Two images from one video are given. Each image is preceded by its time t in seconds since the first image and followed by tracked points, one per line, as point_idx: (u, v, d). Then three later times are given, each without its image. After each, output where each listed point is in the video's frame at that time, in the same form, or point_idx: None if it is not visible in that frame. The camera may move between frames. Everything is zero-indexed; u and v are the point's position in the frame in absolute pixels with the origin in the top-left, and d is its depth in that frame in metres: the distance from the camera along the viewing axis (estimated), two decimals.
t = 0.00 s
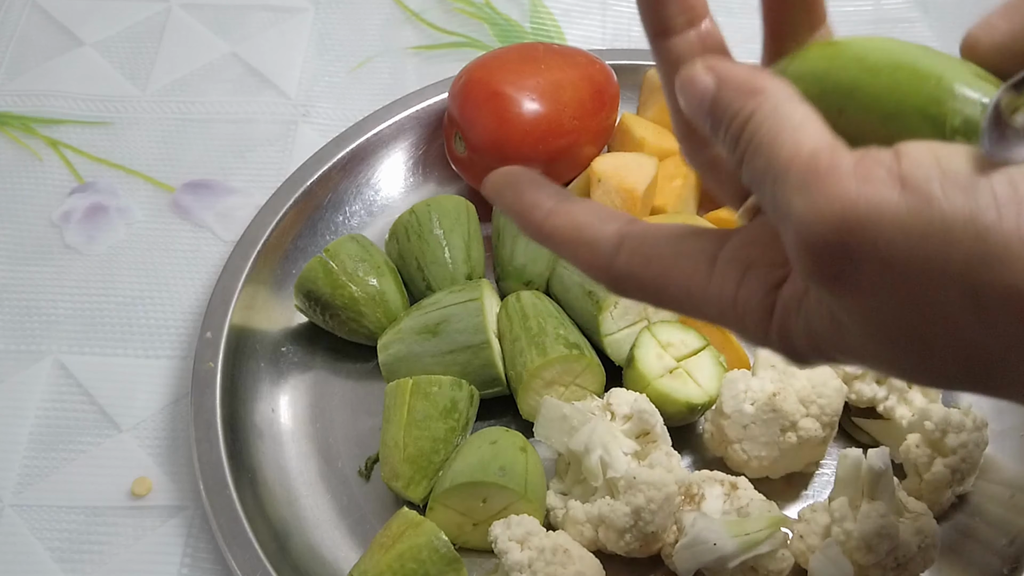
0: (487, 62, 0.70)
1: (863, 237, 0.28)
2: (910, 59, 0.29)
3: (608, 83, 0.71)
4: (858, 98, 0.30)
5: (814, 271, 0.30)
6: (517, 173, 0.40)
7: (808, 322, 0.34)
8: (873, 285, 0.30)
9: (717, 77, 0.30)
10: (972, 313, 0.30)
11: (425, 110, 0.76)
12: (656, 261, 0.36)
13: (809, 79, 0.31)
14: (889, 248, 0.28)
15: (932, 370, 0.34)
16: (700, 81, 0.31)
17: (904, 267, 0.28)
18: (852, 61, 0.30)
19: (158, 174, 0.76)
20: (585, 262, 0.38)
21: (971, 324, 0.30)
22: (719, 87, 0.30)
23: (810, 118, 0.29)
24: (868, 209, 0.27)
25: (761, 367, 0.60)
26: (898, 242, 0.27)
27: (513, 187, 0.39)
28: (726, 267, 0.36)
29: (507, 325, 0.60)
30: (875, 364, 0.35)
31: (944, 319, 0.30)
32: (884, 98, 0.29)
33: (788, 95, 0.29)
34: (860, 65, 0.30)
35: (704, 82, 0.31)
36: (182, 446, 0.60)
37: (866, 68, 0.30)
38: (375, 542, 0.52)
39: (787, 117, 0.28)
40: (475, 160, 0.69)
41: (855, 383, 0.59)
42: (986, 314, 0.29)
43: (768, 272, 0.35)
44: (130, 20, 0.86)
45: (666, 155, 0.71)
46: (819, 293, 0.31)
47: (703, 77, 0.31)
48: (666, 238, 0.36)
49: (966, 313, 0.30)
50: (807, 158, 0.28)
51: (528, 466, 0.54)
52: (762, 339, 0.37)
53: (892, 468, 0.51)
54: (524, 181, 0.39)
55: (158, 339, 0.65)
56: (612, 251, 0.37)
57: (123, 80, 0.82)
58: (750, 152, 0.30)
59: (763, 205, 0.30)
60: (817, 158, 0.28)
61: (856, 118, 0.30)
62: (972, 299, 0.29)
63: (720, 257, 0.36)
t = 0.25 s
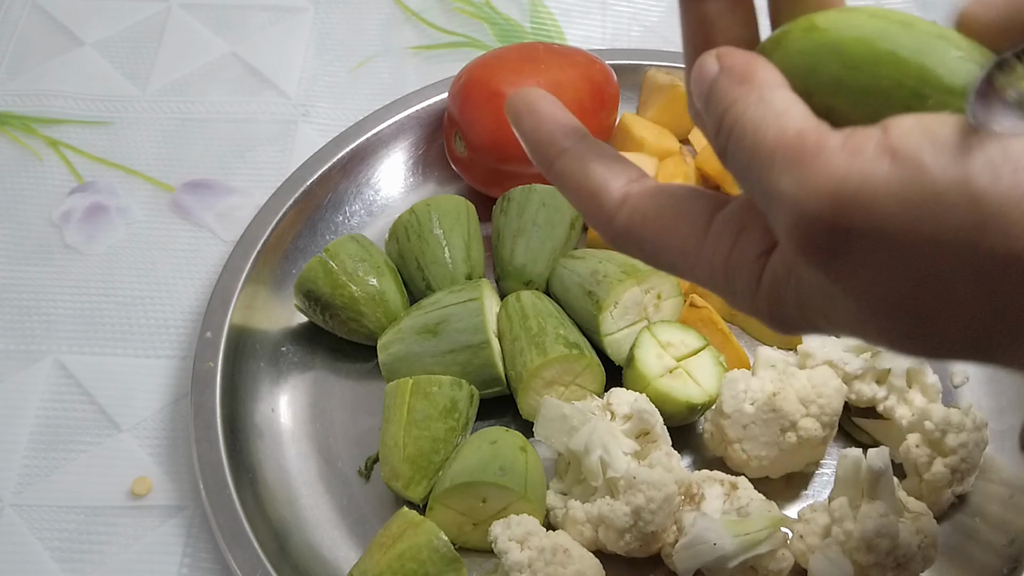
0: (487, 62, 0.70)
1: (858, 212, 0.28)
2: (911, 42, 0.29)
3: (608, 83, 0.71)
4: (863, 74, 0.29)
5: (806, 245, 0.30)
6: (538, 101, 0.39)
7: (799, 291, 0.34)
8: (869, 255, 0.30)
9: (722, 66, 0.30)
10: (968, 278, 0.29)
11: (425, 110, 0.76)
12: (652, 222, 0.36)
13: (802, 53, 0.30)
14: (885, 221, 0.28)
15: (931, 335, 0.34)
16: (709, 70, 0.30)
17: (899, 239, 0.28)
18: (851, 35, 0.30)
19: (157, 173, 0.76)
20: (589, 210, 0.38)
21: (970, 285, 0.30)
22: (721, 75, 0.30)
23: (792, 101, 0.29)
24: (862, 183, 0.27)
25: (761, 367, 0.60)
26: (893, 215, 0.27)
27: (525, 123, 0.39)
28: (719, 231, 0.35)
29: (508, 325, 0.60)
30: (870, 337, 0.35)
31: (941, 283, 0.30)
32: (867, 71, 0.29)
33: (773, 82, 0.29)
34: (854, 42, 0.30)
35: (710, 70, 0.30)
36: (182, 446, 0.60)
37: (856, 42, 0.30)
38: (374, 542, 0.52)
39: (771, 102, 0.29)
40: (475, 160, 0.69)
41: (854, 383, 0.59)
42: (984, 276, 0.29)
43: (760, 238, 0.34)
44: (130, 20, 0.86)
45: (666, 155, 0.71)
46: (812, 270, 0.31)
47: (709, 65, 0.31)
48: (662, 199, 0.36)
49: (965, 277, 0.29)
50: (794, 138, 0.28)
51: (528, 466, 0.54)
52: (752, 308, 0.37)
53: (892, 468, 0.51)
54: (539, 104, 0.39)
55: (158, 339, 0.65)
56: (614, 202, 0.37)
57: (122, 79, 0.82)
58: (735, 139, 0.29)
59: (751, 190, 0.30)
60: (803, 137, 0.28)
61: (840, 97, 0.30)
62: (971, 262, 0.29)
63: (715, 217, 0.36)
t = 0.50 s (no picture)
0: (487, 62, 0.70)
1: (864, 199, 0.28)
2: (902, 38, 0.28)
3: (608, 83, 0.71)
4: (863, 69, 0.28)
5: (813, 236, 0.30)
6: (546, 79, 0.37)
7: (806, 273, 0.35)
8: (876, 242, 0.30)
9: (726, 66, 0.30)
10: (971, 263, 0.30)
11: (425, 110, 0.76)
12: (659, 211, 0.36)
13: (804, 53, 0.29)
14: (892, 207, 0.28)
15: (935, 321, 0.35)
16: (714, 71, 0.30)
17: (904, 226, 0.29)
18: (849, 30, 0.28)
19: (157, 174, 0.76)
20: (595, 195, 0.37)
21: (976, 268, 0.31)
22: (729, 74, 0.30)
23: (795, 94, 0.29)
24: (868, 170, 0.28)
25: (760, 367, 0.60)
26: (900, 200, 0.28)
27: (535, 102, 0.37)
28: (729, 218, 0.36)
29: (508, 325, 0.60)
30: (872, 319, 0.36)
31: (948, 268, 0.31)
32: (868, 70, 0.28)
33: (778, 78, 0.29)
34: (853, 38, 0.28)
35: (715, 73, 0.30)
36: (183, 446, 0.60)
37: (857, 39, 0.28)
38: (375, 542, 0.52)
39: (776, 96, 0.29)
40: (475, 161, 0.69)
41: (854, 383, 0.59)
42: (989, 260, 0.30)
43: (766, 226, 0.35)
44: (130, 20, 0.86)
45: (666, 155, 0.71)
46: (819, 259, 0.32)
47: (714, 66, 0.30)
48: (671, 191, 0.36)
49: (973, 262, 0.30)
50: (798, 130, 0.28)
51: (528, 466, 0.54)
52: (757, 293, 0.38)
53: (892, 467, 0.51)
54: (552, 85, 0.37)
55: (158, 339, 0.65)
56: (621, 190, 0.36)
57: (122, 80, 0.82)
58: (738, 135, 0.30)
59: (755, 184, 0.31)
60: (808, 131, 0.28)
61: (844, 92, 0.29)
62: (979, 245, 0.29)
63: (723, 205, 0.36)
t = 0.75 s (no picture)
0: (487, 62, 0.70)
1: (880, 202, 0.27)
2: (914, 29, 0.27)
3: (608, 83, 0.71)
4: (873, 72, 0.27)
5: (828, 240, 0.29)
6: (576, 40, 0.34)
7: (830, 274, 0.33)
8: (897, 240, 0.28)
9: (735, 73, 0.30)
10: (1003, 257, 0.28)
11: (425, 110, 0.76)
12: (682, 190, 0.34)
13: (828, 48, 0.28)
14: (907, 207, 0.27)
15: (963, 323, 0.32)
16: (724, 78, 0.30)
17: (924, 223, 0.27)
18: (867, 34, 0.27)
19: (157, 173, 0.76)
20: (619, 166, 0.36)
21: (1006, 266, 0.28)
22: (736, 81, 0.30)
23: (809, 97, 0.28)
24: (879, 172, 0.26)
25: (760, 367, 0.60)
26: (913, 201, 0.26)
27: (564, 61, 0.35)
28: (748, 207, 0.34)
29: (508, 325, 0.60)
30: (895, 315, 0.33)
31: (972, 263, 0.28)
32: (888, 62, 0.27)
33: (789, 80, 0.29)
34: (867, 36, 0.27)
35: (725, 80, 0.30)
36: (183, 446, 0.60)
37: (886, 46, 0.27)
38: (374, 543, 0.52)
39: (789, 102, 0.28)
40: (475, 161, 0.69)
41: (854, 383, 0.59)
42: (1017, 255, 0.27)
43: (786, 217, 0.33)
44: (130, 20, 0.86)
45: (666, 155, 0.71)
46: (839, 263, 0.30)
47: (725, 74, 0.30)
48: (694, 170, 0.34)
49: (997, 254, 0.28)
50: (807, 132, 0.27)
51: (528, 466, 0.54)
52: (780, 279, 0.35)
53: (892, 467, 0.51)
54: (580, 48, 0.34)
55: (158, 339, 0.65)
56: (644, 167, 0.35)
57: (122, 80, 0.82)
58: (754, 142, 0.29)
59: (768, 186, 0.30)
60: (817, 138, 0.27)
61: (859, 83, 0.28)
62: (1002, 242, 0.27)
63: (744, 187, 0.34)
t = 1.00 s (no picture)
0: (487, 62, 0.71)
1: (887, 189, 0.27)
2: (905, 27, 0.27)
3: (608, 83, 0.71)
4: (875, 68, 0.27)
5: (836, 230, 0.29)
6: (585, 25, 0.34)
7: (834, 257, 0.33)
8: (904, 230, 0.28)
9: (737, 84, 0.31)
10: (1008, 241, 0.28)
11: (425, 110, 0.76)
12: (688, 175, 0.34)
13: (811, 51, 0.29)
14: (914, 196, 0.27)
15: (968, 308, 0.32)
16: (727, 88, 0.31)
17: (935, 208, 0.27)
18: (867, 33, 0.27)
19: (158, 174, 0.76)
20: (625, 153, 0.35)
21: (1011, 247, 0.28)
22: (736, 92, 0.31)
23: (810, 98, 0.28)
24: (884, 164, 0.26)
25: (760, 367, 0.60)
26: (920, 185, 0.27)
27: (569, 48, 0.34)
28: (753, 193, 0.34)
29: (508, 325, 0.60)
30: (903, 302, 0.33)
31: (979, 249, 0.29)
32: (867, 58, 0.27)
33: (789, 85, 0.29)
34: (856, 32, 0.27)
35: (728, 89, 0.31)
36: (183, 446, 0.60)
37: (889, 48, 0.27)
38: (375, 543, 0.52)
39: (792, 107, 0.29)
40: (475, 161, 0.69)
41: (854, 383, 0.59)
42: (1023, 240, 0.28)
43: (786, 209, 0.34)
44: (130, 21, 0.86)
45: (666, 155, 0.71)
46: (846, 250, 0.30)
47: (726, 84, 0.31)
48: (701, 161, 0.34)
49: (1001, 238, 0.28)
50: (810, 129, 0.28)
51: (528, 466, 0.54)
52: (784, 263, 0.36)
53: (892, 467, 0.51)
54: (590, 34, 0.34)
55: (158, 339, 0.65)
56: (650, 153, 0.35)
57: (123, 80, 0.82)
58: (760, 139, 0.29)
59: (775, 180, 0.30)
60: (819, 135, 0.27)
61: (850, 81, 0.28)
62: (1007, 226, 0.27)
63: (749, 177, 0.34)
